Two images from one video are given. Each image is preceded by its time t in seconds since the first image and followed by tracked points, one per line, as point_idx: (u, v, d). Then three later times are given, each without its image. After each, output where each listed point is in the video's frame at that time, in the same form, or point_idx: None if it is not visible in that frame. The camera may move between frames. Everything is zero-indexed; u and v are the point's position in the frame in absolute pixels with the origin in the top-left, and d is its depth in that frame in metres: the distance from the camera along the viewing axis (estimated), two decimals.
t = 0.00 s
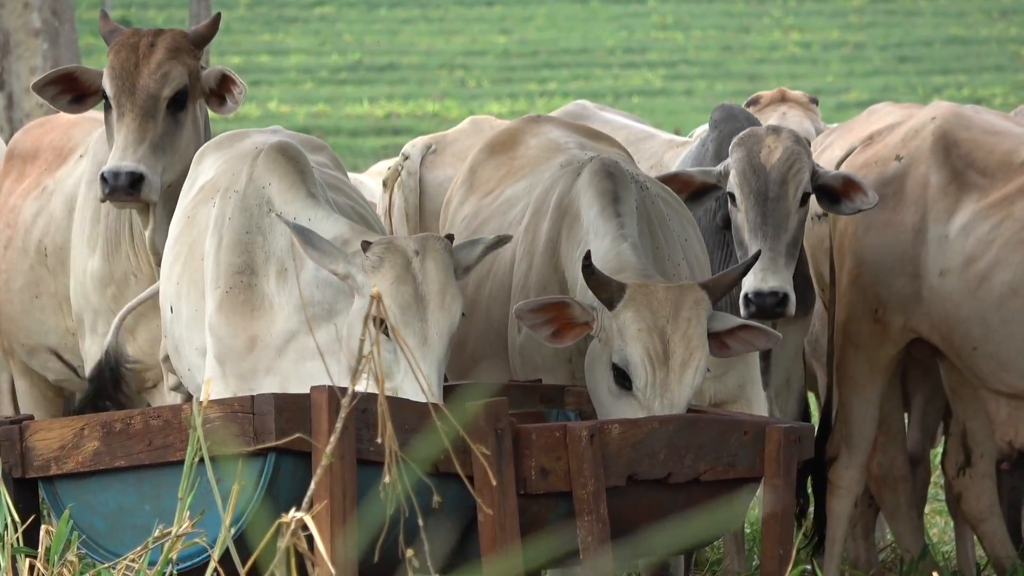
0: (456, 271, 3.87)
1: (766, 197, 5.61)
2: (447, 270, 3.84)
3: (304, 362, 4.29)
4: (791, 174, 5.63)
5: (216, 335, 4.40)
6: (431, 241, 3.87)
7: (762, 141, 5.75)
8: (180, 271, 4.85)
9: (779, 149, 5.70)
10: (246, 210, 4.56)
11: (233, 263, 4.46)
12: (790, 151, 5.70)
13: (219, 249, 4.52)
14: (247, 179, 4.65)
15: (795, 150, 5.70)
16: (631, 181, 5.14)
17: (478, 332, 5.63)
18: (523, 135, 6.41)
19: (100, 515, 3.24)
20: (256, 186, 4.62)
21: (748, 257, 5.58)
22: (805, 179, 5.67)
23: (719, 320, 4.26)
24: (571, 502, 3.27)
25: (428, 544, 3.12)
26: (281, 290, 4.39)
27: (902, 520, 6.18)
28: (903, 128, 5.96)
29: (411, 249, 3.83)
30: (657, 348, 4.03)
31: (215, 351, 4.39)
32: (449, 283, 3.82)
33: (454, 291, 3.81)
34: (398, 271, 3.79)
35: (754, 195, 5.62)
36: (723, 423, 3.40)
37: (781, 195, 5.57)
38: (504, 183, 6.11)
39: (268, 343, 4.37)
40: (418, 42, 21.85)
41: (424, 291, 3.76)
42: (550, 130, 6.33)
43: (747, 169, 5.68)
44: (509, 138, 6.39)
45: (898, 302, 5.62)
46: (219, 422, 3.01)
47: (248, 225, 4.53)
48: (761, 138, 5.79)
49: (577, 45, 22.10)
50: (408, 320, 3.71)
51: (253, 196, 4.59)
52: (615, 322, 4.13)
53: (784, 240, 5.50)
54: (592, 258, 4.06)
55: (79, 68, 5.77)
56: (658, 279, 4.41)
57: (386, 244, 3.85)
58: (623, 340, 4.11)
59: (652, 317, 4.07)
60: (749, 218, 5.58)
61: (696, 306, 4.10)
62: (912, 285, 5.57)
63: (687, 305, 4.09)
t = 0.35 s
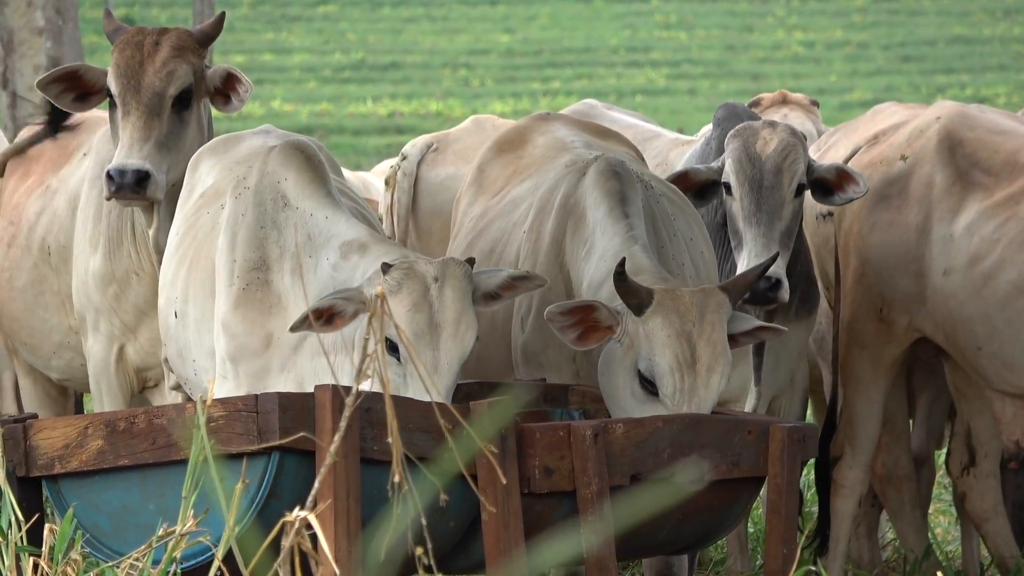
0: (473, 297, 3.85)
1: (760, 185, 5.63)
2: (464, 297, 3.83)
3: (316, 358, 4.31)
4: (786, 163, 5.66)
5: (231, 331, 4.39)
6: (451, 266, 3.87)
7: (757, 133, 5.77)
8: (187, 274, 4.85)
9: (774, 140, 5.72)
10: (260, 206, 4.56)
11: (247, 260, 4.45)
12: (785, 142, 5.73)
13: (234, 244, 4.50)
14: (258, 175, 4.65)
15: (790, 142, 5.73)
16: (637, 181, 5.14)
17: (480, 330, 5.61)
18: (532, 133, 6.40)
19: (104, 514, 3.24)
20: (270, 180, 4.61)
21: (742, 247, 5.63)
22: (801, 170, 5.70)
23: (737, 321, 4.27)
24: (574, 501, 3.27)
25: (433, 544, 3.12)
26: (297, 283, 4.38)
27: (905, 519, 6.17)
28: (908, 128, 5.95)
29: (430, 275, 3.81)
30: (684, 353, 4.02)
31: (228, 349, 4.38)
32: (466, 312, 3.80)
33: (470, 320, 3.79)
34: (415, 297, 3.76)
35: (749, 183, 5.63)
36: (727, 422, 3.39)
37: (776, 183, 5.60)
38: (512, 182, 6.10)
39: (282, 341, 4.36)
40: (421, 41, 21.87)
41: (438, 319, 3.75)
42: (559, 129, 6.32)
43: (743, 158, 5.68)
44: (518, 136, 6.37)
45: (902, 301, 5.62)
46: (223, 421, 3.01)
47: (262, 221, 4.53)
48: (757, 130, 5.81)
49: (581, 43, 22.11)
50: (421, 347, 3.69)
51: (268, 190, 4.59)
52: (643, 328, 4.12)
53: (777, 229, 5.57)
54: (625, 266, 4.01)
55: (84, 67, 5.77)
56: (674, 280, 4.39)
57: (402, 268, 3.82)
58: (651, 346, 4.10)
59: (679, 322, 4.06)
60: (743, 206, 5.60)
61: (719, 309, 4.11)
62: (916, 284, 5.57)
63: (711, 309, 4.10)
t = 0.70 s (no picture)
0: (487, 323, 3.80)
1: (778, 191, 5.60)
2: (480, 325, 3.77)
3: (320, 359, 4.27)
4: (801, 170, 5.64)
5: (233, 331, 4.39)
6: (464, 291, 3.81)
7: (771, 139, 5.76)
8: (188, 272, 4.85)
9: (788, 146, 5.71)
10: (265, 205, 4.56)
11: (251, 258, 4.47)
12: (800, 149, 5.71)
13: (237, 245, 4.51)
14: (262, 175, 4.66)
15: (806, 148, 5.71)
16: (641, 183, 5.13)
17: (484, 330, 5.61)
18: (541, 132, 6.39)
19: (107, 513, 3.24)
20: (276, 178, 4.61)
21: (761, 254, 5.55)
22: (816, 175, 5.69)
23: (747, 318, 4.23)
24: (577, 502, 3.26)
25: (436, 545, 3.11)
26: (299, 284, 4.38)
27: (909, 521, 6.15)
28: (914, 131, 5.94)
29: (445, 301, 3.76)
30: (701, 353, 4.02)
31: (232, 349, 4.38)
32: (482, 337, 3.74)
33: (485, 344, 3.73)
34: (433, 325, 3.69)
35: (767, 188, 5.60)
36: (732, 424, 3.39)
37: (794, 188, 5.58)
38: (520, 181, 6.10)
39: (284, 341, 4.36)
40: (426, 41, 21.88)
41: (455, 345, 3.68)
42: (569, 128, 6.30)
43: (758, 164, 5.66)
44: (528, 135, 6.34)
45: (907, 303, 5.61)
46: (227, 420, 3.00)
47: (267, 219, 4.54)
48: (769, 137, 5.80)
49: (586, 44, 22.11)
50: (441, 375, 3.62)
51: (275, 188, 4.59)
52: (659, 329, 4.13)
53: (797, 235, 5.52)
54: (639, 269, 4.04)
55: (87, 65, 5.77)
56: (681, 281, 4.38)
57: (415, 295, 3.77)
58: (667, 347, 4.10)
59: (694, 321, 4.07)
60: (762, 212, 5.56)
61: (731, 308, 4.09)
62: (920, 287, 5.56)
63: (724, 309, 4.09)
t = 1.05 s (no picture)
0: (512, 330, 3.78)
1: (795, 181, 5.57)
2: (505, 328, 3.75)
3: (320, 354, 4.24)
4: (818, 159, 5.60)
5: (233, 329, 4.38)
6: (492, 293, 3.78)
7: (786, 131, 5.72)
8: (188, 271, 4.85)
9: (803, 138, 5.67)
10: (263, 202, 4.56)
11: (250, 255, 4.46)
12: (816, 139, 5.67)
13: (236, 243, 4.51)
14: (261, 173, 4.66)
15: (821, 139, 5.67)
16: (649, 181, 5.12)
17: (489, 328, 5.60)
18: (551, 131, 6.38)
19: (111, 510, 3.24)
20: (274, 176, 4.63)
21: (780, 243, 5.52)
22: (832, 165, 5.64)
23: (738, 312, 4.21)
24: (580, 502, 3.26)
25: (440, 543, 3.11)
26: (301, 281, 4.38)
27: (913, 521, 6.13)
28: (919, 131, 5.94)
29: (474, 302, 3.74)
30: (665, 343, 4.02)
31: (231, 346, 4.36)
32: (506, 340, 3.73)
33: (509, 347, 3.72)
34: (463, 327, 3.68)
35: (784, 178, 5.57)
36: (736, 423, 3.38)
37: (811, 178, 5.54)
38: (529, 180, 6.10)
39: (283, 337, 4.33)
40: (431, 39, 21.89)
41: (483, 347, 3.68)
42: (578, 126, 6.30)
43: (774, 156, 5.64)
44: (537, 133, 6.33)
45: (912, 304, 5.60)
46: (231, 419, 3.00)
47: (265, 217, 4.54)
48: (784, 128, 5.76)
49: (590, 43, 22.11)
50: (468, 379, 3.61)
51: (273, 185, 4.60)
52: (621, 318, 4.11)
53: (815, 224, 5.47)
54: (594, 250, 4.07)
55: (92, 62, 5.77)
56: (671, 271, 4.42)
57: (447, 295, 3.75)
58: (628, 334, 4.09)
59: (658, 312, 4.06)
60: (779, 202, 5.53)
61: (705, 299, 4.11)
62: (926, 287, 5.55)
63: (695, 299, 4.10)
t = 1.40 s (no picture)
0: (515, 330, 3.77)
1: (804, 172, 5.56)
2: (509, 327, 3.75)
3: (326, 350, 4.26)
4: (828, 150, 5.59)
5: (239, 324, 4.37)
6: (492, 291, 3.78)
7: (795, 122, 5.70)
8: (192, 267, 4.85)
9: (813, 128, 5.65)
10: (268, 196, 4.55)
11: (254, 251, 4.44)
12: (825, 131, 5.65)
13: (242, 236, 4.50)
14: (264, 168, 4.65)
15: (830, 130, 5.66)
16: (658, 174, 5.12)
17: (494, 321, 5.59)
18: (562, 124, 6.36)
19: (117, 505, 3.23)
20: (279, 171, 4.62)
21: (789, 235, 5.51)
22: (842, 156, 5.62)
23: (708, 316, 4.24)
24: (587, 495, 3.25)
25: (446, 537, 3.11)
26: (307, 276, 4.37)
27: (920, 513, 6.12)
28: (924, 124, 5.93)
29: (479, 302, 3.74)
30: (619, 348, 3.97)
31: (237, 341, 4.36)
32: (510, 340, 3.72)
33: (513, 347, 3.72)
34: (467, 326, 3.67)
35: (793, 170, 5.57)
36: (742, 417, 3.38)
37: (820, 170, 5.53)
38: (541, 174, 6.09)
39: (290, 332, 4.32)
40: (436, 34, 21.89)
41: (486, 346, 3.67)
42: (590, 120, 6.29)
43: (784, 146, 5.63)
44: (549, 127, 6.32)
45: (918, 296, 5.59)
46: (237, 413, 2.99)
47: (271, 212, 4.52)
48: (793, 120, 5.75)
49: (595, 37, 22.10)
50: (470, 378, 3.61)
51: (277, 180, 4.59)
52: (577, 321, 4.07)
53: (824, 215, 5.46)
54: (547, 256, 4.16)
55: (97, 58, 5.78)
56: (644, 278, 4.44)
57: (450, 294, 3.74)
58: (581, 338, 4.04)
59: (613, 317, 4.02)
60: (788, 193, 5.52)
61: (661, 306, 4.09)
62: (932, 280, 5.53)
63: (651, 306, 4.08)
